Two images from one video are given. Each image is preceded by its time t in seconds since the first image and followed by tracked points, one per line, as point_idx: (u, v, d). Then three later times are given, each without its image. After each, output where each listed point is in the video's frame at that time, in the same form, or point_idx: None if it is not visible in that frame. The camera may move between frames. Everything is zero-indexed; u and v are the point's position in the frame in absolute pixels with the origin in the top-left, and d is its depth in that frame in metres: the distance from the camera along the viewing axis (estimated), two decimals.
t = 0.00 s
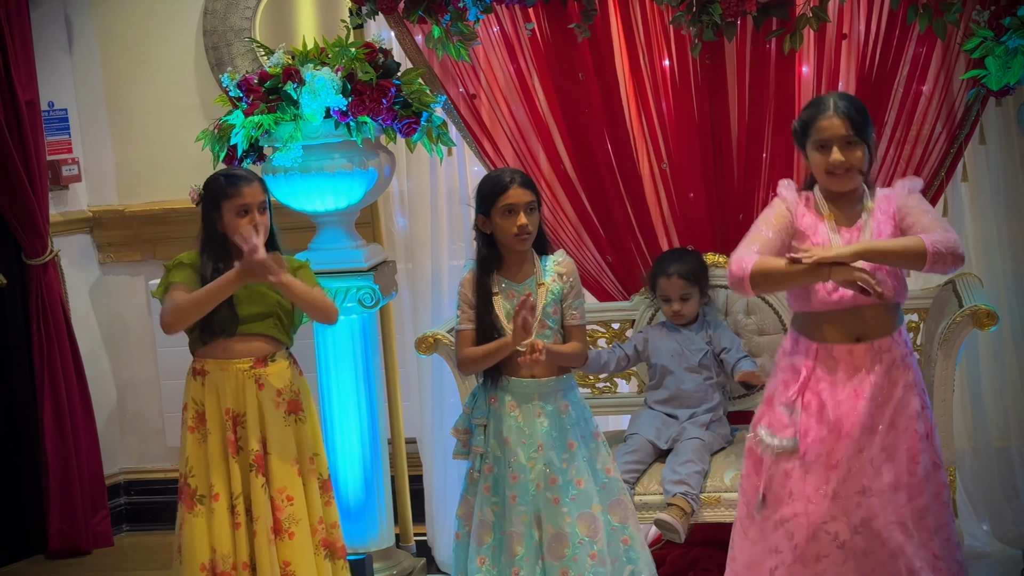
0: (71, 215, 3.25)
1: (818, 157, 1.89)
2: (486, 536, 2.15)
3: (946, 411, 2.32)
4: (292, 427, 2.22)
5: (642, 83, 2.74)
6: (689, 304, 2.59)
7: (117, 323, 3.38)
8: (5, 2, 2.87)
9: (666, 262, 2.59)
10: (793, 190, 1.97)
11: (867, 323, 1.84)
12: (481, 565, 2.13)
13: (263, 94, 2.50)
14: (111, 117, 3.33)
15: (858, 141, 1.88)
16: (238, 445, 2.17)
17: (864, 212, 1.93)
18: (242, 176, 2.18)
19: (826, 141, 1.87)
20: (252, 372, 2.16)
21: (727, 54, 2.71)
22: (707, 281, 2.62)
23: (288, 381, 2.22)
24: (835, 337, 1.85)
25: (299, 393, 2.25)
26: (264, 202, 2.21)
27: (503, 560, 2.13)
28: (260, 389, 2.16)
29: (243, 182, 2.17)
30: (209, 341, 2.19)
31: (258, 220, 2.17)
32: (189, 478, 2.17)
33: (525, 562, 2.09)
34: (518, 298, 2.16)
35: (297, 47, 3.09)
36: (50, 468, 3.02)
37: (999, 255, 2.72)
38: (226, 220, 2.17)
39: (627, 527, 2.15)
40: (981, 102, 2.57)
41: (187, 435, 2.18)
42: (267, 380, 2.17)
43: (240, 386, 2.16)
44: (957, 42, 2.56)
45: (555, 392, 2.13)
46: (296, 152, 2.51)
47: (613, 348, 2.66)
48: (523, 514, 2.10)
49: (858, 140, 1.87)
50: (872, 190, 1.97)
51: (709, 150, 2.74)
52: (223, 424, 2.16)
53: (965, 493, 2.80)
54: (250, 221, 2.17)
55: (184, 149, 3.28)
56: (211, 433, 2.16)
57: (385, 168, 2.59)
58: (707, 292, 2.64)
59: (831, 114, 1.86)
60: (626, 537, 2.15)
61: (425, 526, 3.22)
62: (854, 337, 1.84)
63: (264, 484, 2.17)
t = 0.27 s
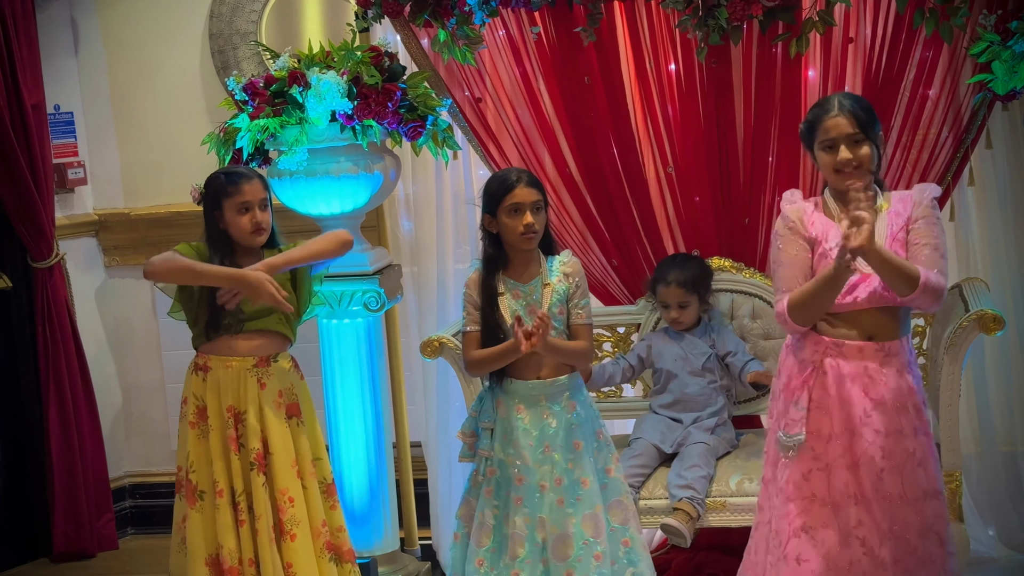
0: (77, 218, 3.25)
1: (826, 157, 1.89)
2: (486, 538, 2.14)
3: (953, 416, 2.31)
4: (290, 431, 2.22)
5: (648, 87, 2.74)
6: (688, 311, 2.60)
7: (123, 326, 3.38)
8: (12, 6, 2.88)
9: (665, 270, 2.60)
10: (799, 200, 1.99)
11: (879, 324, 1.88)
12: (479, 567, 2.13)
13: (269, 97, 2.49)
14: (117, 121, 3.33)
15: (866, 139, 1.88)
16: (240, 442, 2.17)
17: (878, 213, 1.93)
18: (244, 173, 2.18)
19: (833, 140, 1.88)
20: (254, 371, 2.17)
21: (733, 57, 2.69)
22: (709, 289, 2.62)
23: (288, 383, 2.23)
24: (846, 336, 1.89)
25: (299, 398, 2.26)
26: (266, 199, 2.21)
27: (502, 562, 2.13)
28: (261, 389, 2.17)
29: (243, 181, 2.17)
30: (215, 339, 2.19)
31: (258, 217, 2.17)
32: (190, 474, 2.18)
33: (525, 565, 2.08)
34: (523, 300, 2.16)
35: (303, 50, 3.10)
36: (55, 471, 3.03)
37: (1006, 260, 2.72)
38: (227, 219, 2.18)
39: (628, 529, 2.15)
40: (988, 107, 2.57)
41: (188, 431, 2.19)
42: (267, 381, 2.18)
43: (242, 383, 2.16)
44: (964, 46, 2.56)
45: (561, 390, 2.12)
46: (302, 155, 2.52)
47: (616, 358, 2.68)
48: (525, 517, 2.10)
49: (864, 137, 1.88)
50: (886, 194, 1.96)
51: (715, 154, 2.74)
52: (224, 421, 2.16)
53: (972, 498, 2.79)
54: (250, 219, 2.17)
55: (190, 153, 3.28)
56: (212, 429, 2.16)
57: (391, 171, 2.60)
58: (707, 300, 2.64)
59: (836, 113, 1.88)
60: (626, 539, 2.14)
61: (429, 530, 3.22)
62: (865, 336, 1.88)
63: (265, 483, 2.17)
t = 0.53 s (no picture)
0: (83, 222, 3.25)
1: (839, 154, 1.90)
2: (496, 544, 2.14)
3: (958, 421, 2.31)
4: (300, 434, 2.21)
5: (653, 91, 2.74)
6: (690, 317, 2.60)
7: (128, 330, 3.39)
8: (18, 10, 2.88)
9: (667, 276, 2.60)
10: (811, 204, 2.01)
11: (881, 332, 1.90)
12: (490, 573, 2.12)
13: (274, 101, 2.50)
14: (123, 124, 3.33)
15: (879, 139, 1.90)
16: (247, 449, 2.17)
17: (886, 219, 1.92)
18: (249, 180, 2.18)
19: (846, 136, 1.90)
20: (263, 375, 2.16)
21: (738, 62, 2.70)
22: (711, 295, 2.62)
23: (298, 387, 2.22)
24: (848, 347, 1.91)
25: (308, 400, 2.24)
26: (272, 204, 2.21)
27: (514, 568, 2.12)
28: (271, 393, 2.16)
29: (249, 186, 2.17)
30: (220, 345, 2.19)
31: (264, 224, 2.18)
32: (196, 480, 2.17)
33: (542, 570, 2.08)
34: (528, 306, 2.15)
35: (309, 55, 3.10)
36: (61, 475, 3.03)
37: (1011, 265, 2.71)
38: (232, 224, 2.18)
39: (637, 532, 2.15)
40: (993, 111, 2.56)
41: (196, 439, 2.18)
42: (277, 385, 2.17)
43: (251, 389, 2.16)
44: (969, 50, 2.55)
45: (567, 396, 2.13)
46: (307, 159, 2.51)
47: (620, 365, 2.67)
48: (537, 521, 2.08)
49: (877, 136, 1.89)
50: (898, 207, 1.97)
51: (721, 159, 2.74)
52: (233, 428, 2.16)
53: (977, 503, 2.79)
54: (256, 225, 2.18)
55: (196, 157, 3.29)
56: (219, 436, 2.16)
57: (396, 175, 2.60)
58: (709, 305, 2.64)
59: (850, 112, 1.90)
60: (637, 542, 2.14)
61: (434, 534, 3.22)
62: (867, 347, 1.90)
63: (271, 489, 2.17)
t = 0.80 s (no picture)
0: (89, 224, 3.26)
1: (846, 163, 1.91)
2: (503, 546, 2.13)
3: (964, 425, 2.31)
4: (305, 436, 2.21)
5: (659, 95, 2.74)
6: (692, 322, 2.60)
7: (134, 332, 3.39)
8: (25, 13, 2.89)
9: (669, 281, 2.60)
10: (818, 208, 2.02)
11: (891, 330, 1.91)
12: None
13: (280, 105, 2.49)
14: (129, 127, 3.34)
15: (886, 146, 1.90)
16: (252, 451, 2.17)
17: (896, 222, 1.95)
18: (258, 180, 2.20)
19: (853, 146, 1.89)
20: (267, 379, 2.16)
21: (744, 66, 2.70)
22: (714, 298, 2.62)
23: (302, 390, 2.22)
24: (854, 342, 1.92)
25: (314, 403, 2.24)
26: (278, 205, 2.21)
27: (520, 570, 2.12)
28: (275, 396, 2.16)
29: (258, 185, 2.18)
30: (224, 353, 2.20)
31: (270, 222, 2.17)
32: (201, 483, 2.19)
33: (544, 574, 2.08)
34: (537, 307, 2.15)
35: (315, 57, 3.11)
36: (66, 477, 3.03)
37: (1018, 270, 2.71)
38: (239, 222, 2.17)
39: (643, 535, 2.15)
40: (1000, 116, 2.56)
41: (200, 441, 2.19)
42: (281, 389, 2.17)
43: (255, 392, 2.16)
44: (976, 54, 2.55)
45: (575, 399, 2.12)
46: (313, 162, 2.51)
47: (625, 370, 2.67)
48: (542, 525, 2.09)
49: (884, 145, 1.89)
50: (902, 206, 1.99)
51: (726, 162, 2.74)
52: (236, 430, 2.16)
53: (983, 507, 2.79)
54: (263, 223, 2.17)
55: (202, 159, 3.29)
56: (224, 439, 2.16)
57: (402, 178, 2.60)
58: (713, 307, 2.63)
59: (857, 120, 1.89)
60: (642, 545, 2.14)
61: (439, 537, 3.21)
62: (875, 343, 1.91)
63: (277, 491, 2.17)
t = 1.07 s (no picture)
0: (94, 225, 3.26)
1: (842, 169, 1.90)
2: (508, 549, 2.13)
3: (969, 428, 2.31)
4: (311, 439, 2.20)
5: (664, 97, 2.74)
6: (693, 325, 2.60)
7: (139, 333, 3.40)
8: (30, 14, 2.89)
9: (670, 284, 2.60)
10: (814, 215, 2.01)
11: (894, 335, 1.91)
12: None
13: (286, 106, 2.51)
14: (134, 128, 3.34)
15: (882, 153, 1.89)
16: (257, 457, 2.17)
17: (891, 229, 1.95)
18: (263, 183, 2.20)
19: (849, 154, 1.89)
20: (270, 386, 2.16)
21: (749, 68, 2.69)
22: (716, 301, 2.61)
23: (309, 394, 2.22)
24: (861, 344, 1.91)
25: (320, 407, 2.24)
26: (284, 208, 2.22)
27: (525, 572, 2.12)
28: (279, 402, 2.17)
29: (263, 189, 2.18)
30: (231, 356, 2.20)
31: (276, 224, 2.18)
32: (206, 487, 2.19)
33: None
34: (540, 310, 2.15)
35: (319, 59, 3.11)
36: (71, 478, 3.03)
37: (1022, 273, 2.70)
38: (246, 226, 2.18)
39: (645, 536, 2.14)
40: (1005, 119, 2.55)
41: (206, 447, 2.19)
42: (286, 394, 2.17)
43: (260, 398, 2.16)
44: (981, 57, 2.54)
45: (578, 402, 2.12)
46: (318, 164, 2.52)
47: (629, 374, 2.67)
48: (547, 527, 2.08)
49: (881, 153, 1.88)
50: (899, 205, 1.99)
51: (731, 165, 2.74)
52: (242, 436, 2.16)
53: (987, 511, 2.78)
54: (268, 226, 2.18)
55: (207, 161, 3.29)
56: (230, 443, 2.16)
57: (406, 180, 2.59)
58: (715, 308, 2.63)
59: (853, 127, 1.88)
60: (644, 546, 2.13)
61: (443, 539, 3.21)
62: (882, 345, 1.91)
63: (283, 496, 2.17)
